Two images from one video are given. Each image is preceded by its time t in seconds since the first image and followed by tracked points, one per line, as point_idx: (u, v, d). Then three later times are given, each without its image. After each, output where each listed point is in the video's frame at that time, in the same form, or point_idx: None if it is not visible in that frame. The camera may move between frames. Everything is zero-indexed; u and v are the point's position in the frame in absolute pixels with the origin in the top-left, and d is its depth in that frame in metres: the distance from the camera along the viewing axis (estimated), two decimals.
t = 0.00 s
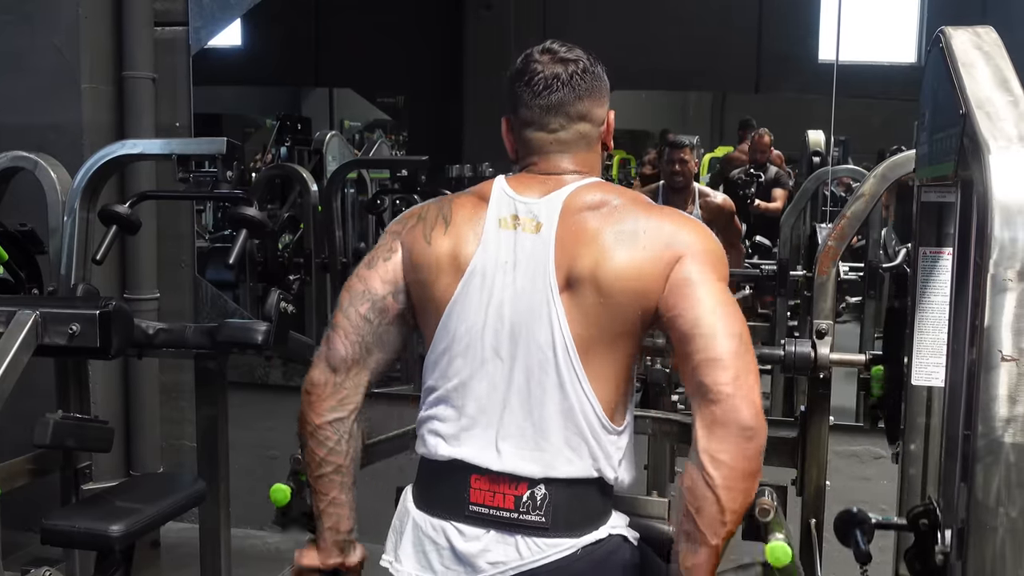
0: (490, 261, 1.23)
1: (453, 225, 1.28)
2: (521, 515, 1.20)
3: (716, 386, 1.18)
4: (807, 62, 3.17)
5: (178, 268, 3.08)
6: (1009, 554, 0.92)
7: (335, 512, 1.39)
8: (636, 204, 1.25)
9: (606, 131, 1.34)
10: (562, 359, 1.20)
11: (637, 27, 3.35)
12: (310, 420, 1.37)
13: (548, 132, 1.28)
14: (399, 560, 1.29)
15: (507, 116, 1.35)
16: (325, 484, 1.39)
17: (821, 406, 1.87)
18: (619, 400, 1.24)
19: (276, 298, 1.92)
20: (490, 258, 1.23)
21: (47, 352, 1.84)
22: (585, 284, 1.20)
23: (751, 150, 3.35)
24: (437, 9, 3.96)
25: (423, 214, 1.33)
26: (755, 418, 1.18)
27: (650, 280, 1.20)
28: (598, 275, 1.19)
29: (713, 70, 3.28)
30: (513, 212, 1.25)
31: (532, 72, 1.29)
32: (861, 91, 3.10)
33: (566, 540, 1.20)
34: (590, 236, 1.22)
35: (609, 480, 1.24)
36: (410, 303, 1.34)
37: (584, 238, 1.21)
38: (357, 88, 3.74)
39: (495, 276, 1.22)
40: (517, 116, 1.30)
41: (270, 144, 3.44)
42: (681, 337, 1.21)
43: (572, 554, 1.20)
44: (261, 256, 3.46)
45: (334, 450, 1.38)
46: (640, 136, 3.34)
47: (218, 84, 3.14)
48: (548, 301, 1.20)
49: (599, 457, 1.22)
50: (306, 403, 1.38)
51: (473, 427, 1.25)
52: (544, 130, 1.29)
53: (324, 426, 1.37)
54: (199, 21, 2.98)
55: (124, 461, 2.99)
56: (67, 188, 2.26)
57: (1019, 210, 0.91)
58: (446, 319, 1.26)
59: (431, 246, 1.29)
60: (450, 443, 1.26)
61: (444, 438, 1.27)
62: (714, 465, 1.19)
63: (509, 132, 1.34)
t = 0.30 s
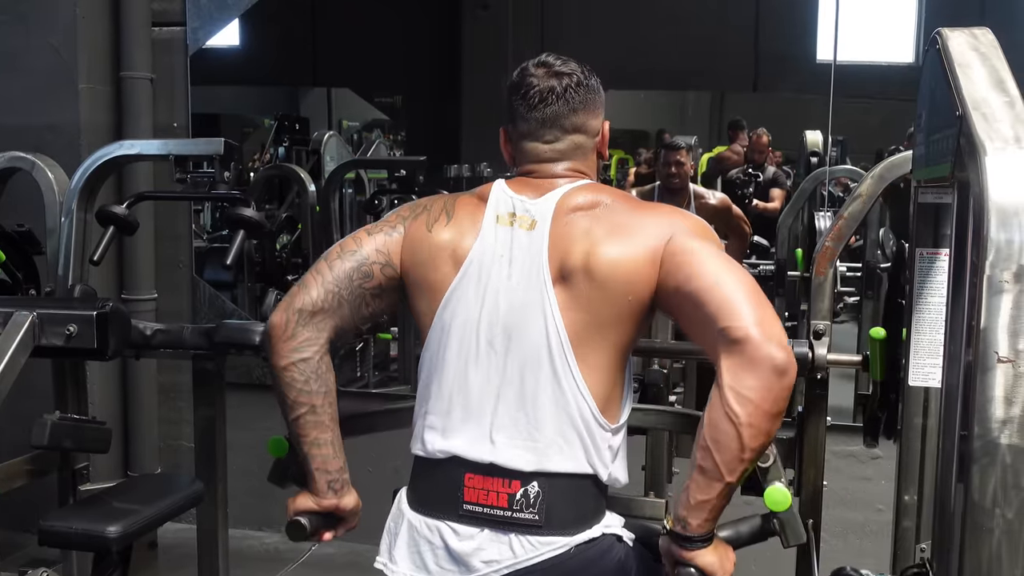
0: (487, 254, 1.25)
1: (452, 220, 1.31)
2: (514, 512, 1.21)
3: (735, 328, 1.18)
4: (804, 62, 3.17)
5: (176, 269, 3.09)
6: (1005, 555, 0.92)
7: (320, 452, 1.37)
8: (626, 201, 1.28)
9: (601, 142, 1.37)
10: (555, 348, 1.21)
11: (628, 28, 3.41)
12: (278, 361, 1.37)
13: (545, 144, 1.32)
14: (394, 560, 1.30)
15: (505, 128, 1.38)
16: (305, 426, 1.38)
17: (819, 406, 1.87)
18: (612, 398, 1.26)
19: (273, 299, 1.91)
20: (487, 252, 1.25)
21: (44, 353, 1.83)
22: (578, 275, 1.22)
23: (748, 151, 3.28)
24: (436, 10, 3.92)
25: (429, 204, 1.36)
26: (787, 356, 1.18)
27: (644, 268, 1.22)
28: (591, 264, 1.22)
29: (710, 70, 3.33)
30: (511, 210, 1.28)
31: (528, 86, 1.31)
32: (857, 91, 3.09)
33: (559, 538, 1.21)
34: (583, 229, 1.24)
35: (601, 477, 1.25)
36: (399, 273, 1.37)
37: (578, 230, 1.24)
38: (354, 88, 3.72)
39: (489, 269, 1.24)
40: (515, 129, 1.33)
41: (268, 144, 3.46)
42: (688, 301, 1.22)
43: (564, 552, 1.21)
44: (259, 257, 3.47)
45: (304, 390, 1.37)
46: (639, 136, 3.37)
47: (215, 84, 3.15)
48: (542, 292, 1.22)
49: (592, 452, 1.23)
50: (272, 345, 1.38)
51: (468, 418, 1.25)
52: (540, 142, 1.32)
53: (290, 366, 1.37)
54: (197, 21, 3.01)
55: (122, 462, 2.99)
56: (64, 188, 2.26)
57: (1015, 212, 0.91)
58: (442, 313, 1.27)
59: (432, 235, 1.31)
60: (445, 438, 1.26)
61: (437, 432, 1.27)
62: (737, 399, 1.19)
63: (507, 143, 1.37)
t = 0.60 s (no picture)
0: (484, 252, 1.25)
1: (452, 217, 1.31)
2: (510, 508, 1.21)
3: (741, 301, 1.18)
4: (803, 62, 3.18)
5: (174, 268, 3.10)
6: (1003, 554, 0.92)
7: (316, 422, 1.37)
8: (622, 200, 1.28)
9: (598, 144, 1.37)
10: (552, 344, 1.21)
11: (627, 31, 3.40)
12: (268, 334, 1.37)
13: (542, 147, 1.32)
14: (391, 557, 1.29)
15: (503, 132, 1.38)
16: (298, 397, 1.38)
17: (817, 406, 1.87)
18: (609, 395, 1.25)
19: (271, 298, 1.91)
20: (484, 250, 1.25)
21: (42, 353, 1.83)
22: (575, 271, 1.22)
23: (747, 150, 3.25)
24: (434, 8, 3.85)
25: (432, 202, 1.36)
26: (795, 327, 1.19)
27: (642, 265, 1.23)
28: (588, 262, 1.22)
29: (710, 70, 3.30)
30: (509, 209, 1.28)
31: (526, 90, 1.32)
32: (855, 91, 3.11)
33: (556, 534, 1.21)
34: (579, 227, 1.24)
35: (598, 474, 1.25)
36: (394, 265, 1.37)
37: (575, 227, 1.24)
38: (352, 88, 3.63)
39: (486, 266, 1.24)
40: (513, 132, 1.33)
41: (266, 144, 3.44)
42: (691, 283, 1.21)
43: (560, 549, 1.21)
44: (257, 257, 3.50)
45: (296, 360, 1.36)
46: (637, 136, 3.36)
47: (213, 83, 3.24)
48: (539, 289, 1.22)
49: (589, 449, 1.23)
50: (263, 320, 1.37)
51: (465, 414, 1.25)
52: (538, 145, 1.32)
53: (280, 337, 1.36)
54: (196, 21, 3.17)
55: (120, 462, 2.98)
56: (62, 188, 2.25)
57: (1013, 212, 0.91)
58: (439, 311, 1.27)
59: (431, 232, 1.31)
60: (442, 434, 1.26)
61: (435, 429, 1.27)
62: (745, 368, 1.18)
63: (505, 147, 1.38)
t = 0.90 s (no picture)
0: (482, 255, 1.25)
1: (445, 225, 1.32)
2: (513, 506, 1.21)
3: (723, 363, 1.18)
4: (801, 62, 3.21)
5: (171, 268, 3.09)
6: (1001, 553, 0.92)
7: (319, 488, 1.37)
8: (625, 206, 1.27)
9: (600, 138, 1.37)
10: (552, 350, 1.21)
11: (625, 30, 3.39)
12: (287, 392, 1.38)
13: (543, 137, 1.31)
14: (393, 555, 1.29)
15: (503, 122, 1.38)
16: (306, 459, 1.38)
17: (814, 406, 1.87)
18: (610, 396, 1.25)
19: (270, 298, 1.91)
20: (483, 253, 1.25)
21: (40, 352, 1.83)
22: (575, 278, 1.21)
23: (745, 150, 3.29)
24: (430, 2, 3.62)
25: (417, 216, 1.36)
26: (770, 391, 1.19)
27: (642, 275, 1.22)
28: (588, 269, 1.21)
29: (707, 70, 3.30)
30: (507, 212, 1.28)
31: (529, 79, 1.31)
32: (854, 90, 3.14)
33: (559, 532, 1.21)
34: (580, 232, 1.24)
35: (599, 474, 1.25)
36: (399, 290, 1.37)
37: (576, 235, 1.24)
38: (351, 88, 3.58)
39: (486, 270, 1.24)
40: (514, 122, 1.33)
41: (264, 144, 3.44)
42: (677, 327, 1.22)
43: (563, 546, 1.21)
44: (256, 256, 3.60)
45: (311, 424, 1.37)
46: (635, 136, 3.32)
47: (213, 84, 3.32)
48: (539, 295, 1.22)
49: (591, 450, 1.23)
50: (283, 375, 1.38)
51: (466, 419, 1.25)
52: (539, 135, 1.32)
53: (300, 399, 1.37)
54: (194, 20, 3.16)
55: (118, 462, 2.98)
56: (60, 188, 2.25)
57: (1011, 211, 0.91)
58: (440, 314, 1.27)
59: (422, 245, 1.31)
60: (444, 436, 1.26)
61: (436, 431, 1.27)
62: (726, 437, 1.18)
63: (505, 138, 1.37)
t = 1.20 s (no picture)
0: (478, 277, 1.25)
1: (439, 251, 1.31)
2: (512, 523, 1.21)
3: (671, 453, 1.26)
4: (800, 62, 3.20)
5: (170, 269, 3.11)
6: (999, 553, 0.92)
7: None
8: (629, 233, 1.27)
9: (597, 142, 1.37)
10: (549, 376, 1.21)
11: (622, 32, 3.36)
12: (358, 482, 1.45)
13: (541, 139, 1.31)
14: (390, 567, 1.29)
15: (500, 124, 1.37)
16: (354, 544, 1.44)
17: (813, 405, 1.87)
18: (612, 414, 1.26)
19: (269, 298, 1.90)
20: (483, 272, 1.25)
21: (38, 352, 1.83)
22: (575, 308, 1.21)
23: (745, 150, 3.29)
24: None
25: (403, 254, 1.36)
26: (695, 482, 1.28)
27: (636, 315, 1.22)
28: (588, 300, 1.21)
29: (705, 71, 3.26)
30: (501, 231, 1.27)
31: (527, 81, 1.32)
32: (851, 90, 3.14)
33: (559, 550, 1.21)
34: (582, 259, 1.23)
35: (600, 491, 1.25)
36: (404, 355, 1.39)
37: (575, 263, 1.23)
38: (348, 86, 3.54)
39: (484, 291, 1.24)
40: (511, 123, 1.33)
41: (262, 143, 3.50)
42: (646, 397, 1.27)
43: (562, 564, 1.21)
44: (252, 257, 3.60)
45: (373, 513, 1.44)
46: (634, 136, 3.31)
47: (210, 84, 3.46)
48: (536, 321, 1.21)
49: (590, 471, 1.23)
50: (357, 466, 1.45)
51: (463, 441, 1.25)
52: (537, 137, 1.32)
53: (370, 489, 1.44)
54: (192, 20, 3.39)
55: (116, 461, 2.98)
56: (58, 187, 2.24)
57: (1009, 210, 0.91)
58: (439, 333, 1.27)
59: (412, 281, 1.32)
60: (440, 454, 1.26)
61: (433, 447, 1.27)
62: (663, 527, 1.27)
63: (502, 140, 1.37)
